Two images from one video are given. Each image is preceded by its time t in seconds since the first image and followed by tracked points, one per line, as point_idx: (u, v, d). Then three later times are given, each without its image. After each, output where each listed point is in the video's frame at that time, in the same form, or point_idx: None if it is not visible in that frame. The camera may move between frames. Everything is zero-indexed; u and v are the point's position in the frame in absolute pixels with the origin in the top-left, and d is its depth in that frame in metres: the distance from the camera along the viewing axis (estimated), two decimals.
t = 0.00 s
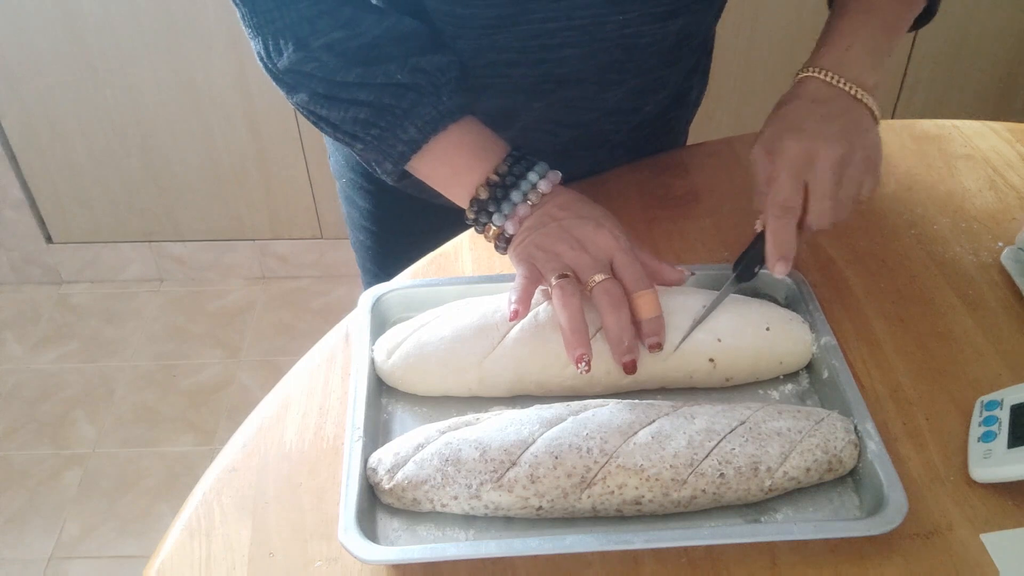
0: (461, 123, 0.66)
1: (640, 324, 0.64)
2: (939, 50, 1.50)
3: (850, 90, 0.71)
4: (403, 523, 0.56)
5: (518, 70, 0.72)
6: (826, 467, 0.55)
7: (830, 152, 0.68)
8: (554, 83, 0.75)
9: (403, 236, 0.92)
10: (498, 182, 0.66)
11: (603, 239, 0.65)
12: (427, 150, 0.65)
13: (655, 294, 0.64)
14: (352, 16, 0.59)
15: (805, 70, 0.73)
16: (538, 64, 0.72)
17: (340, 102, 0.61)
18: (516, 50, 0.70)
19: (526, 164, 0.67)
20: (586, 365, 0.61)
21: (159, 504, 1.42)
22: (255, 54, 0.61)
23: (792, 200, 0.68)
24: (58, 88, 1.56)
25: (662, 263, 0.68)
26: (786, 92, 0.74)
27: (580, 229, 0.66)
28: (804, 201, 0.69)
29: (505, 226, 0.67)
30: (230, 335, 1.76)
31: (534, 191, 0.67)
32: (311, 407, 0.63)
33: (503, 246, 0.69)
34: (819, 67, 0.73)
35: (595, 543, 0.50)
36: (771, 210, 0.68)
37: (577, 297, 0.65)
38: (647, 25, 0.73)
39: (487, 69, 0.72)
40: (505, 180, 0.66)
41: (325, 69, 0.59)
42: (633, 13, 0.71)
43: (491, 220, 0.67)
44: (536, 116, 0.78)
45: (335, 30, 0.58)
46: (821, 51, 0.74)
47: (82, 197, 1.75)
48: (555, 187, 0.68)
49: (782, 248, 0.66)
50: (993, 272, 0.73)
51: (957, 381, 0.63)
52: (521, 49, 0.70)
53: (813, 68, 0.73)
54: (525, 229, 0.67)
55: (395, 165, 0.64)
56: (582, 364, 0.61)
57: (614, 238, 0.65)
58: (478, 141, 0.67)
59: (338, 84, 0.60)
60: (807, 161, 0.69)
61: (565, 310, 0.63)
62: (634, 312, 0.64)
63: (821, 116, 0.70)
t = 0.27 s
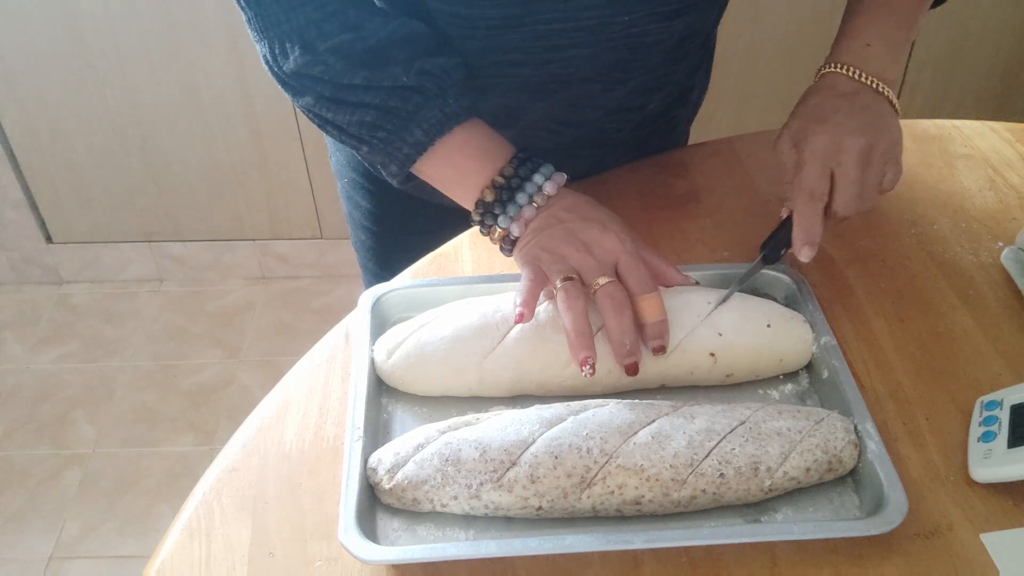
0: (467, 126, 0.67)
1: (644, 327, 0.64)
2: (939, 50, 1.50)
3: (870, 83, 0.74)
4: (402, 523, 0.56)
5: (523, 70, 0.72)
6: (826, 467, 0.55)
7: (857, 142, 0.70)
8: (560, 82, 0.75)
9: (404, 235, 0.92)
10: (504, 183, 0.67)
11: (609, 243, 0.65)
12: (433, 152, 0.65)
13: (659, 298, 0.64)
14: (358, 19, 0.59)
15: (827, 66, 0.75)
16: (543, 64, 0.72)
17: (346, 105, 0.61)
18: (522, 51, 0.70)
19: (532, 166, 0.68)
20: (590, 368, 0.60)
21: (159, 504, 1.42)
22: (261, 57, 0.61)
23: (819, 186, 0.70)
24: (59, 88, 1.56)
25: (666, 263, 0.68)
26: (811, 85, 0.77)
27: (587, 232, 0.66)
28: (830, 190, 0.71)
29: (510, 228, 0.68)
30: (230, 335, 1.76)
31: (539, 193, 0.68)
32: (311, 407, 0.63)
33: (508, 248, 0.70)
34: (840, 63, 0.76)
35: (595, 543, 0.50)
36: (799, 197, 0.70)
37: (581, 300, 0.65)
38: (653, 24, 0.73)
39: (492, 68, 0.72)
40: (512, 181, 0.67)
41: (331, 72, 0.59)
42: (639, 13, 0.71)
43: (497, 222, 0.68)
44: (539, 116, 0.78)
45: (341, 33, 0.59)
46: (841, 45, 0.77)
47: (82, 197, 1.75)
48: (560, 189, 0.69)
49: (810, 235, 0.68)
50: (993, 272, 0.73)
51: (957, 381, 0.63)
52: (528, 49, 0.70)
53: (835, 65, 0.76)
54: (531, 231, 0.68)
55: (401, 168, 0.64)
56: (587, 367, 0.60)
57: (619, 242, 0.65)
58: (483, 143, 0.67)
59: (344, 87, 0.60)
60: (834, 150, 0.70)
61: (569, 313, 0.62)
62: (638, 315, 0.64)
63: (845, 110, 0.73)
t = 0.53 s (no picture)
0: (466, 127, 0.66)
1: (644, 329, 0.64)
2: (940, 51, 1.50)
3: (881, 88, 0.77)
4: (402, 523, 0.56)
5: (526, 69, 0.72)
6: (826, 467, 0.55)
7: (873, 142, 0.73)
8: (564, 82, 0.75)
9: (404, 236, 0.92)
10: (502, 185, 0.67)
11: (609, 245, 0.65)
12: (432, 154, 0.65)
13: (659, 300, 0.64)
14: (358, 20, 0.59)
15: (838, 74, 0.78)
16: (547, 64, 0.72)
17: (345, 106, 0.61)
18: (525, 50, 0.70)
19: (531, 168, 0.67)
20: (590, 370, 0.60)
21: (159, 504, 1.42)
22: (261, 57, 0.62)
23: (838, 184, 0.72)
24: (59, 88, 1.56)
25: (666, 263, 0.69)
26: (822, 93, 0.80)
27: (586, 234, 0.66)
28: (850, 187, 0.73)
29: (508, 230, 0.68)
30: (230, 335, 1.76)
31: (538, 195, 0.67)
32: (311, 408, 0.63)
33: (507, 250, 0.69)
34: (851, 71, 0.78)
35: (595, 543, 0.50)
36: (819, 195, 0.72)
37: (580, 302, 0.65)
38: (656, 24, 0.73)
39: (495, 68, 0.72)
40: (510, 183, 0.67)
41: (331, 72, 0.59)
42: (643, 13, 0.71)
43: (495, 224, 0.68)
44: (541, 116, 0.78)
45: (342, 33, 0.59)
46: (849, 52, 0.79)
47: (83, 197, 1.75)
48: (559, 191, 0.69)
49: (828, 231, 0.69)
50: (993, 272, 0.73)
51: (957, 381, 0.63)
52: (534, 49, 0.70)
53: (846, 72, 0.78)
54: (530, 234, 0.68)
55: (400, 169, 0.64)
56: (586, 369, 0.60)
57: (619, 244, 0.65)
58: (482, 145, 0.67)
59: (344, 87, 0.60)
60: (851, 150, 0.73)
61: (568, 315, 0.62)
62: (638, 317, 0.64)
63: (859, 113, 0.75)
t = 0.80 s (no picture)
0: (466, 128, 0.66)
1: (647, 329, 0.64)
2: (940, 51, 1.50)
3: (892, 89, 0.77)
4: (402, 523, 0.56)
5: (530, 69, 0.72)
6: (826, 467, 0.56)
7: (886, 142, 0.73)
8: (566, 81, 0.75)
9: (404, 236, 0.92)
10: (503, 186, 0.67)
11: (609, 246, 0.65)
12: (432, 154, 0.65)
13: (662, 300, 0.64)
14: (359, 20, 0.59)
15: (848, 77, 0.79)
16: (550, 64, 0.72)
17: (345, 106, 0.61)
18: (528, 50, 0.70)
19: (531, 168, 0.67)
20: (592, 373, 0.60)
21: (159, 504, 1.42)
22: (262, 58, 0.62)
23: (852, 185, 0.72)
24: (60, 88, 1.56)
25: (668, 261, 0.68)
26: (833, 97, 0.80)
27: (587, 235, 0.66)
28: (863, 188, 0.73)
29: (509, 231, 0.68)
30: (230, 335, 1.76)
31: (538, 196, 0.67)
32: (311, 407, 0.63)
33: (507, 251, 0.69)
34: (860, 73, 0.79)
35: (595, 544, 0.50)
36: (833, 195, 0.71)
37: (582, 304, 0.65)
38: (660, 23, 0.73)
39: (498, 67, 0.71)
40: (510, 183, 0.67)
41: (331, 72, 0.59)
42: (647, 13, 0.71)
43: (495, 224, 0.68)
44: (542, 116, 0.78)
45: (342, 33, 0.59)
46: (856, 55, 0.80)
47: (83, 197, 1.75)
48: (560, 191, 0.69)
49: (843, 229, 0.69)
50: (993, 272, 0.73)
51: (957, 381, 0.63)
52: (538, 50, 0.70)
53: (858, 74, 0.79)
54: (530, 235, 0.68)
55: (401, 170, 0.64)
56: (589, 372, 0.60)
57: (620, 245, 0.65)
58: (483, 145, 0.67)
59: (344, 87, 0.60)
60: (865, 150, 0.73)
61: (570, 318, 0.63)
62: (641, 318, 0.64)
63: (871, 114, 0.75)
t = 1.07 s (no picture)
0: (469, 123, 0.65)
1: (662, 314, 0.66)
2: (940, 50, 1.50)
3: (921, 67, 0.78)
4: (402, 523, 0.56)
5: (531, 68, 0.72)
6: (826, 467, 0.55)
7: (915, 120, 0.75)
8: (567, 80, 0.75)
9: (405, 235, 0.92)
10: (507, 181, 0.66)
11: (616, 234, 0.65)
12: (435, 153, 0.65)
13: (672, 283, 0.66)
14: (358, 18, 0.59)
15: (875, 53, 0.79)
16: (552, 63, 0.72)
17: (346, 104, 0.60)
18: (529, 50, 0.70)
19: (535, 163, 0.66)
20: (609, 359, 0.62)
21: (160, 504, 1.42)
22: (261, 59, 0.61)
23: (884, 160, 0.74)
24: (59, 88, 1.56)
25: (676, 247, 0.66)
26: (859, 72, 0.81)
27: (593, 224, 0.66)
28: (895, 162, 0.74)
29: (515, 226, 0.67)
30: (230, 335, 1.75)
31: (542, 190, 0.66)
32: (311, 408, 0.63)
33: (514, 245, 0.69)
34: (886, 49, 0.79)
35: (595, 544, 0.50)
36: (867, 170, 0.73)
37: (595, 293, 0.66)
38: (660, 21, 0.74)
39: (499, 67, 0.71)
40: (514, 179, 0.66)
41: (332, 71, 0.59)
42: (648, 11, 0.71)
43: (501, 220, 0.67)
44: (543, 116, 0.78)
45: (341, 32, 0.58)
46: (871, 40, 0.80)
47: (83, 197, 1.75)
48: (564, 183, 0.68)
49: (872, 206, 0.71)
50: (993, 272, 0.73)
51: (957, 381, 0.63)
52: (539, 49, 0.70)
53: (885, 51, 0.79)
54: (536, 230, 0.67)
55: (403, 168, 0.64)
56: (605, 359, 0.62)
57: (627, 232, 0.65)
58: (486, 142, 0.66)
59: (344, 86, 0.59)
60: (895, 127, 0.75)
61: (584, 309, 0.64)
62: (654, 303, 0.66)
63: (899, 91, 0.77)
